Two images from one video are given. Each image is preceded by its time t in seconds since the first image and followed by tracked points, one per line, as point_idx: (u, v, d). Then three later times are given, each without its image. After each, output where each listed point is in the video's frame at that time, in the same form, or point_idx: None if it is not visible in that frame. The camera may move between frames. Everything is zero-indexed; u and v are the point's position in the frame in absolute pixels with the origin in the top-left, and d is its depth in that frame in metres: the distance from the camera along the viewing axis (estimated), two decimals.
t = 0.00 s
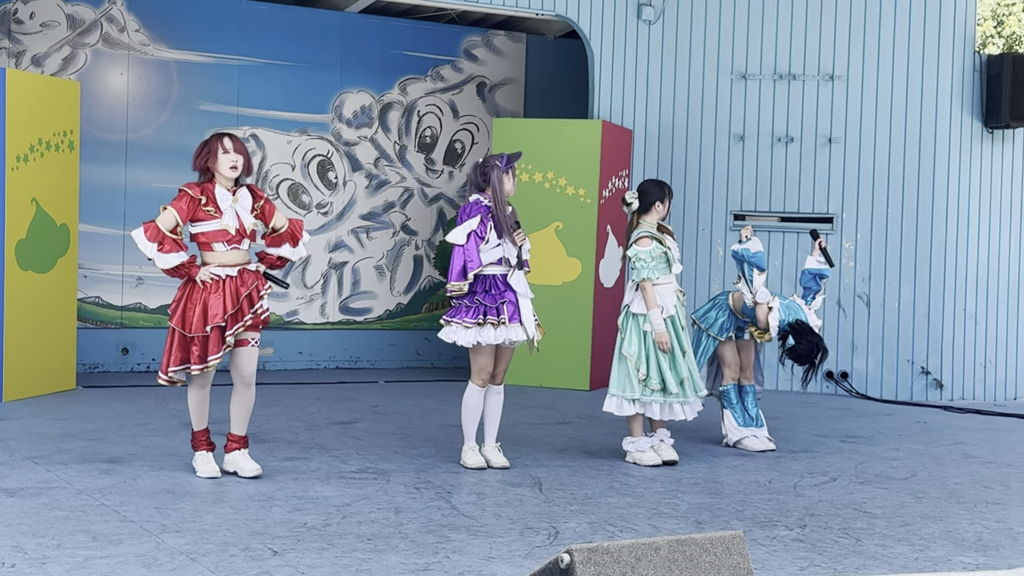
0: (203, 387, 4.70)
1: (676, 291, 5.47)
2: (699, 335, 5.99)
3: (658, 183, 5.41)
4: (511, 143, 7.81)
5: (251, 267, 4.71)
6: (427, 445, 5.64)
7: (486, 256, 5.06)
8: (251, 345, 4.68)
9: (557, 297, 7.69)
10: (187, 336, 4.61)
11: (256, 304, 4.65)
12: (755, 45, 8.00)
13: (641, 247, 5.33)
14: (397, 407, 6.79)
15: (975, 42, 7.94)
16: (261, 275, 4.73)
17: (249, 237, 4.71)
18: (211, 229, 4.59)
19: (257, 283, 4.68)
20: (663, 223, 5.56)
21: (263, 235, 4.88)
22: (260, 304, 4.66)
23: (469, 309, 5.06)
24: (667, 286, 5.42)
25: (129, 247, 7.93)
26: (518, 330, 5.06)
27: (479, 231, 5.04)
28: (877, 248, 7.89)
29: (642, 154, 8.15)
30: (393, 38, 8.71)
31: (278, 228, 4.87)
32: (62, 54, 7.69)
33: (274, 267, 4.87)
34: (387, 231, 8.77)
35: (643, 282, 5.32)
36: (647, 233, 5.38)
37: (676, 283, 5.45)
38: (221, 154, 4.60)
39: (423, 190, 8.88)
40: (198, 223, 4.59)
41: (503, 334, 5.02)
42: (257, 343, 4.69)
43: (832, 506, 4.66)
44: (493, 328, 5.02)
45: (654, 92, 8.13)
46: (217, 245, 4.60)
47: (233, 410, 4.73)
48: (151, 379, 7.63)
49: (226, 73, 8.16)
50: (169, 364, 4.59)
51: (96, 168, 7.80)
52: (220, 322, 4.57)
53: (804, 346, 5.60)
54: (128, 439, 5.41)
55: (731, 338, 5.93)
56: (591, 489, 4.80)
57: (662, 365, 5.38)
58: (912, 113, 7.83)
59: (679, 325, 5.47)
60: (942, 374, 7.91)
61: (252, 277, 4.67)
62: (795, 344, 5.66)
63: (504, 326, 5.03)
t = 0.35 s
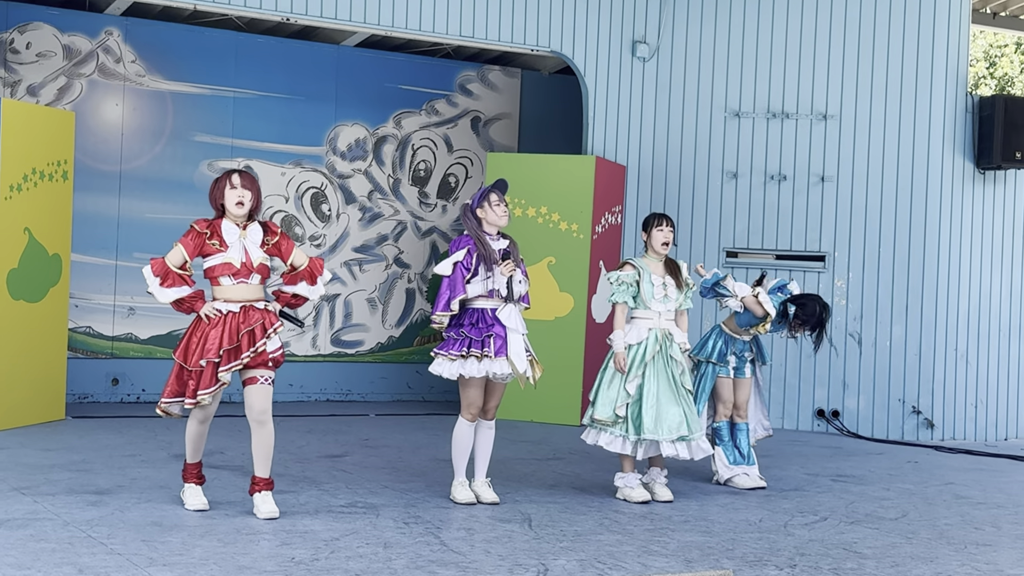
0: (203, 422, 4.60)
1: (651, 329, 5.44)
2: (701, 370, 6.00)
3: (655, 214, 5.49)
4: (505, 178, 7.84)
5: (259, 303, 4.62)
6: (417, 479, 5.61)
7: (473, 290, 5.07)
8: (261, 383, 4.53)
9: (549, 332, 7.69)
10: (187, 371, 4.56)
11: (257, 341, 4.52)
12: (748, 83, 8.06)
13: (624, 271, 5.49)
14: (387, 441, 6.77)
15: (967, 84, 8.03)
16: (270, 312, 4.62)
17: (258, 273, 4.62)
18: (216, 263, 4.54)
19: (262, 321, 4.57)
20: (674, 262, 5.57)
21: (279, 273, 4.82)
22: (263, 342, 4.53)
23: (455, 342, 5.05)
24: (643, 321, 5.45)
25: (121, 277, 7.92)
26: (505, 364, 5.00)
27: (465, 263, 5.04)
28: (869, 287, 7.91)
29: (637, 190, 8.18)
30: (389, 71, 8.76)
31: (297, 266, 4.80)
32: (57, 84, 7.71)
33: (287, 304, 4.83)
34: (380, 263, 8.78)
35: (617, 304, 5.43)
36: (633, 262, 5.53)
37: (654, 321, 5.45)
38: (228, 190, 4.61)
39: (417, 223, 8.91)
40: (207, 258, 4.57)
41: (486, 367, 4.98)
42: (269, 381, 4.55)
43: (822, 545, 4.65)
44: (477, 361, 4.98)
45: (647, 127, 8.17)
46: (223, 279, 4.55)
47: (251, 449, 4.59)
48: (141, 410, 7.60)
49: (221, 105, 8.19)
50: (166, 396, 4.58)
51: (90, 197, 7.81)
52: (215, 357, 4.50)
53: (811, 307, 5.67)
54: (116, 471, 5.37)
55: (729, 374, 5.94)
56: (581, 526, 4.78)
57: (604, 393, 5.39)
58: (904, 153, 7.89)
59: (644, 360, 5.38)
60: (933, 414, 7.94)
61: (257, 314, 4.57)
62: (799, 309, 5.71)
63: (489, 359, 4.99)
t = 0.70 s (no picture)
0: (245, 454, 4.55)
1: (652, 353, 5.45)
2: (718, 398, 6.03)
3: (655, 241, 5.49)
4: (499, 205, 7.86)
5: (270, 331, 4.59)
6: (411, 507, 5.59)
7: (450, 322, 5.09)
8: (273, 414, 4.59)
9: (543, 359, 7.68)
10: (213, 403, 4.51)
11: (271, 367, 4.51)
12: (742, 112, 8.12)
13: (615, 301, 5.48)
14: (381, 468, 6.74)
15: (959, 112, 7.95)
16: (282, 338, 4.59)
17: (271, 301, 4.59)
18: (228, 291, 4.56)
19: (275, 346, 4.55)
20: (674, 286, 5.57)
21: (299, 302, 4.76)
22: (276, 367, 4.52)
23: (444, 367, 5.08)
24: (645, 344, 5.46)
25: (115, 305, 7.91)
26: (487, 387, 4.95)
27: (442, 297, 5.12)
28: (863, 314, 7.93)
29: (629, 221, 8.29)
30: (383, 99, 8.80)
31: (313, 293, 4.71)
32: (52, 112, 7.72)
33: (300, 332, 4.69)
34: (375, 290, 8.78)
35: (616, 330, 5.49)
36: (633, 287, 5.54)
37: (655, 344, 5.46)
38: (239, 219, 4.59)
39: (411, 250, 8.92)
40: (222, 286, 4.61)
41: (467, 391, 4.96)
42: (280, 411, 4.59)
43: (818, 573, 4.64)
44: (459, 385, 4.99)
45: (643, 157, 8.32)
46: (235, 307, 4.55)
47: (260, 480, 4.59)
48: (134, 437, 7.57)
49: (216, 132, 8.21)
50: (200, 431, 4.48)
51: (84, 225, 7.81)
52: (236, 383, 4.47)
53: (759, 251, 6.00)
54: (109, 498, 5.34)
55: (748, 400, 5.94)
56: (576, 553, 4.76)
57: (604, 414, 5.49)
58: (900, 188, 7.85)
59: (643, 387, 5.40)
60: (928, 441, 7.85)
61: (269, 340, 4.55)
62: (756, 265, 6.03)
63: (471, 383, 4.97)
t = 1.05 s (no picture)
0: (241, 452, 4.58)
1: (651, 345, 5.46)
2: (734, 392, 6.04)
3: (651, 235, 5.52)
4: (496, 201, 7.86)
5: (271, 329, 4.60)
6: (414, 503, 5.60)
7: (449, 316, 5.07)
8: (273, 412, 4.60)
9: (544, 354, 7.68)
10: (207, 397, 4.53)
11: (269, 367, 4.52)
12: (738, 105, 8.12)
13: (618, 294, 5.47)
14: (384, 466, 6.74)
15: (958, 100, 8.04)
16: (284, 337, 4.60)
17: (272, 299, 4.60)
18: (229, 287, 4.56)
19: (276, 345, 4.55)
20: (670, 280, 5.59)
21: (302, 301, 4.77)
22: (275, 368, 4.52)
23: (442, 363, 5.10)
24: (644, 337, 5.47)
25: (114, 307, 7.91)
26: (483, 382, 4.96)
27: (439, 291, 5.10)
28: (862, 305, 7.93)
29: (627, 216, 8.29)
30: (379, 98, 8.80)
31: (316, 292, 4.73)
32: (48, 115, 7.73)
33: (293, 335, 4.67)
34: (373, 289, 8.79)
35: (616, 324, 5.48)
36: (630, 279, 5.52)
37: (654, 336, 5.46)
38: (241, 216, 4.62)
39: (409, 249, 8.92)
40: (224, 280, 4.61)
41: (464, 387, 4.97)
42: (281, 410, 4.60)
43: (822, 561, 4.64)
44: (457, 380, 4.99)
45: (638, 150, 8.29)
46: (236, 303, 4.55)
47: (263, 475, 4.62)
48: (135, 439, 7.57)
49: (212, 133, 8.21)
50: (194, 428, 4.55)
51: (82, 227, 7.81)
52: (229, 382, 4.48)
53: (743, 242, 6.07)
54: (112, 499, 5.34)
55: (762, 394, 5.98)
56: (580, 546, 4.76)
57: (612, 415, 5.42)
58: (895, 174, 7.90)
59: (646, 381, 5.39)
60: (929, 431, 7.90)
61: (270, 339, 4.56)
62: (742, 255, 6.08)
63: (468, 378, 4.98)
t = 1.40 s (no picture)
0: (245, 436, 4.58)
1: (655, 324, 5.45)
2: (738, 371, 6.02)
3: (654, 219, 5.49)
4: (496, 184, 7.85)
5: (277, 313, 4.61)
6: (418, 486, 5.61)
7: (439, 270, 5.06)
8: (278, 396, 4.57)
9: (547, 336, 7.68)
10: (212, 381, 4.53)
11: (275, 351, 4.51)
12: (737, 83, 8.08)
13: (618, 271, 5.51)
14: (388, 449, 6.75)
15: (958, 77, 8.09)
16: (289, 322, 4.61)
17: (279, 285, 4.62)
18: (237, 273, 4.56)
19: (281, 329, 4.56)
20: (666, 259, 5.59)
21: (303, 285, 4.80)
22: (281, 351, 4.52)
23: (444, 346, 5.07)
24: (647, 317, 5.47)
25: (116, 294, 7.91)
26: (487, 365, 4.95)
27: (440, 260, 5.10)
28: (865, 283, 7.92)
29: (629, 194, 8.21)
30: (378, 81, 8.77)
31: (321, 277, 4.76)
32: (47, 102, 7.71)
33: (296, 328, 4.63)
34: (375, 273, 8.78)
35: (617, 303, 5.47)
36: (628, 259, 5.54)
37: (656, 315, 5.47)
38: (253, 202, 4.59)
39: (410, 232, 8.91)
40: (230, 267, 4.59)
41: (468, 369, 4.96)
42: (286, 394, 4.58)
43: (826, 539, 4.65)
44: (461, 363, 4.98)
45: (638, 130, 8.22)
46: (243, 289, 4.56)
47: (266, 460, 4.64)
48: (139, 425, 7.58)
49: (212, 118, 8.19)
50: (195, 412, 4.53)
51: (82, 215, 7.81)
52: (236, 366, 4.48)
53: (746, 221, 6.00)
54: (117, 485, 5.36)
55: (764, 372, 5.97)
56: (584, 527, 4.77)
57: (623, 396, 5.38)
58: (895, 150, 7.91)
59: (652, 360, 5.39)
60: (931, 409, 7.96)
61: (275, 323, 4.57)
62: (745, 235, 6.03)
63: (473, 361, 4.97)
